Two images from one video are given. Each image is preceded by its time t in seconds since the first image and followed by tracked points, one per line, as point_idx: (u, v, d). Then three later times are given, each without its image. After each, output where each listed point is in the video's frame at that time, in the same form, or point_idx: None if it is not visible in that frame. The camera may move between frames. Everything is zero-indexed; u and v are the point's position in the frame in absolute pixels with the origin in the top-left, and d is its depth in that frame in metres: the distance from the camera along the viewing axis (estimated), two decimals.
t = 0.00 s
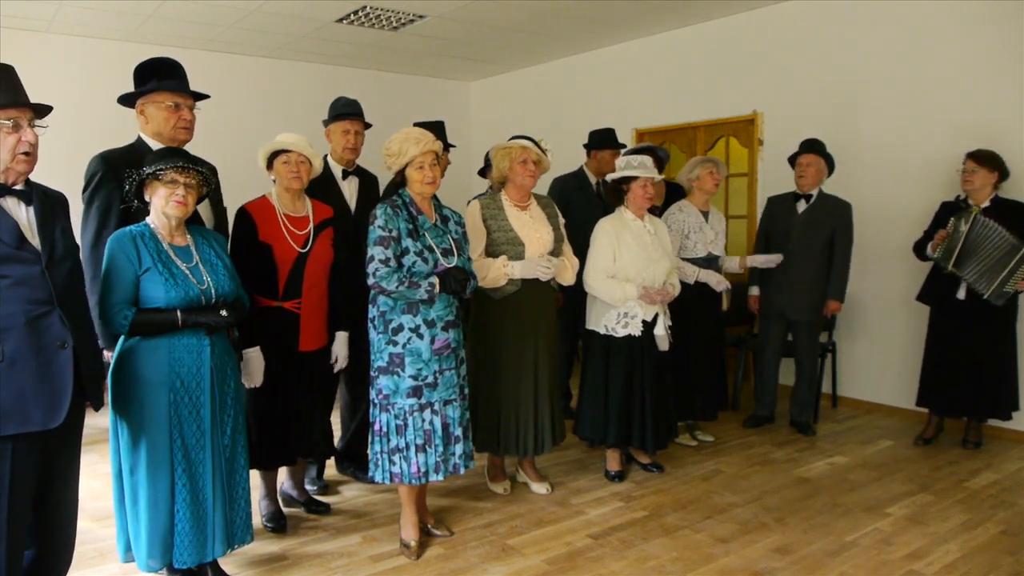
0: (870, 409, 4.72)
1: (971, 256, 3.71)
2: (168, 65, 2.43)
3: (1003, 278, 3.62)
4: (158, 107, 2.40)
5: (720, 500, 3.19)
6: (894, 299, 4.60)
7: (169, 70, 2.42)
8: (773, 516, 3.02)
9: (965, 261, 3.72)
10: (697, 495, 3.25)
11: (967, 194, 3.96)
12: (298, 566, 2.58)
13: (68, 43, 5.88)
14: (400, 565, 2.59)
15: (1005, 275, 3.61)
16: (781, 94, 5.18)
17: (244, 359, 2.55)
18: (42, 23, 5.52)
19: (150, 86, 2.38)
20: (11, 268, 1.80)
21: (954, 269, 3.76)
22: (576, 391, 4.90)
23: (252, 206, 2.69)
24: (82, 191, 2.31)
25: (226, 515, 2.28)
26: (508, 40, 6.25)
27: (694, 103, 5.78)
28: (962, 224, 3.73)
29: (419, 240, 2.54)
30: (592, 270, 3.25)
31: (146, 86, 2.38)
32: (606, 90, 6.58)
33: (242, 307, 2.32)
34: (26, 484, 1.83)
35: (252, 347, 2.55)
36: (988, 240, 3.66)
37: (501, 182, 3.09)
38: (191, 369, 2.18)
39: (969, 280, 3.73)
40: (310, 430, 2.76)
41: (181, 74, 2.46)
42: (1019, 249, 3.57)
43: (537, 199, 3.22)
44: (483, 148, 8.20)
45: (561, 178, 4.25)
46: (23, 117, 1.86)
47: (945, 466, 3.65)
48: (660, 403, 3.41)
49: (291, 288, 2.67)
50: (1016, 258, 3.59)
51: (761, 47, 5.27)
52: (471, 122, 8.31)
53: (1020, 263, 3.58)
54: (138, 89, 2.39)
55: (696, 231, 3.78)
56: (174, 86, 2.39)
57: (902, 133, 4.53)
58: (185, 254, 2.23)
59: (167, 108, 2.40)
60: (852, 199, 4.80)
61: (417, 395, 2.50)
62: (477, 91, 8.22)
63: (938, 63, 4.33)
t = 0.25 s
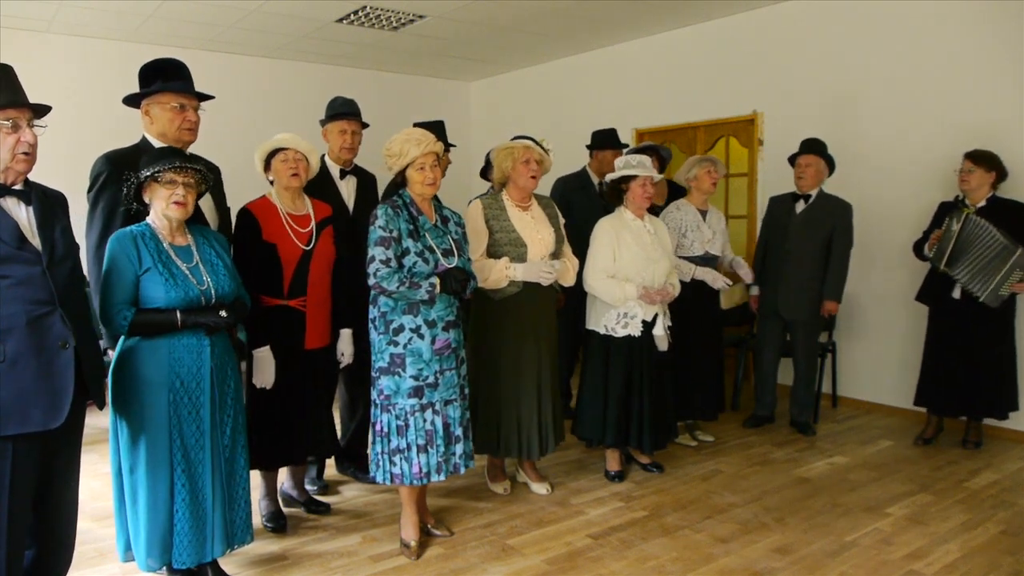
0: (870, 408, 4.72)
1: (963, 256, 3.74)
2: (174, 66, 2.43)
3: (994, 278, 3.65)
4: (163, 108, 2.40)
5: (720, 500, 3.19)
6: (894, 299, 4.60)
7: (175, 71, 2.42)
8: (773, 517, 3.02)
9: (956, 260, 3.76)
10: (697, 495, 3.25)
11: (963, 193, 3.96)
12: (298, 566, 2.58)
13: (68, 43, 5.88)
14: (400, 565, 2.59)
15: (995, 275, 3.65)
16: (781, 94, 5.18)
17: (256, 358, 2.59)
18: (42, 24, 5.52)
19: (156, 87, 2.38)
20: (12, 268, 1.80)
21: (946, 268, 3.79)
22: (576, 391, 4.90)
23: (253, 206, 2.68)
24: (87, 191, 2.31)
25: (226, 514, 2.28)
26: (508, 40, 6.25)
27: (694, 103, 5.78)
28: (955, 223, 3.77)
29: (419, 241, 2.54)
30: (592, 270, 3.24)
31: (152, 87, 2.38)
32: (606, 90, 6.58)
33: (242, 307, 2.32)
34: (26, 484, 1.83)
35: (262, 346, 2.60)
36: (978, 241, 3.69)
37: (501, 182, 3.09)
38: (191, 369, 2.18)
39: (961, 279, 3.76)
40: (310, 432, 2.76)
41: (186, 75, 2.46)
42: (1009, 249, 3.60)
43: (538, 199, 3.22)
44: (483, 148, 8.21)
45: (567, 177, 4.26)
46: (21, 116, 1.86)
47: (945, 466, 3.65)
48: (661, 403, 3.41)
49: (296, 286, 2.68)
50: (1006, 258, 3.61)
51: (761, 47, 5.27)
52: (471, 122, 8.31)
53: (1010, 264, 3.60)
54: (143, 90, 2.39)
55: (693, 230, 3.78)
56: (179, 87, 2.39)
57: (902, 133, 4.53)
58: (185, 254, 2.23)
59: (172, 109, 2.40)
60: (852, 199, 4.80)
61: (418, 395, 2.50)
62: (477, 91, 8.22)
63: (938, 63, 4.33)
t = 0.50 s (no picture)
0: (870, 409, 4.72)
1: (954, 255, 3.75)
2: (179, 67, 2.43)
3: (982, 272, 3.66)
4: (168, 108, 2.39)
5: (720, 500, 3.19)
6: (894, 299, 4.60)
7: (178, 72, 2.42)
8: (773, 516, 3.02)
9: (947, 259, 3.77)
10: (697, 495, 3.25)
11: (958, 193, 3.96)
12: (298, 566, 2.58)
13: (68, 43, 5.88)
14: (401, 565, 2.59)
15: (983, 268, 3.66)
16: (781, 94, 5.18)
17: (265, 355, 2.59)
18: (42, 24, 5.52)
19: (161, 88, 2.38)
20: (13, 268, 1.80)
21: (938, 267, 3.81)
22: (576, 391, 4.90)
23: (255, 205, 2.68)
24: (93, 190, 2.32)
25: (227, 513, 2.28)
26: (508, 40, 6.25)
27: (694, 103, 5.78)
28: (946, 223, 3.79)
29: (420, 240, 2.54)
30: (594, 269, 3.24)
31: (157, 87, 2.38)
32: (606, 90, 6.58)
33: (241, 303, 2.32)
34: (26, 484, 1.83)
35: (271, 344, 2.60)
36: (965, 238, 3.70)
37: (500, 182, 3.09)
38: (190, 367, 2.18)
39: (953, 279, 3.76)
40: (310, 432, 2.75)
41: (190, 75, 2.46)
42: (991, 241, 3.62)
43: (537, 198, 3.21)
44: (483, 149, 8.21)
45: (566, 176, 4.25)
46: (20, 115, 1.86)
47: (945, 466, 3.65)
48: (662, 403, 3.41)
49: (300, 284, 2.67)
50: (992, 250, 3.63)
51: (761, 47, 5.27)
52: (471, 122, 8.31)
53: (995, 255, 3.62)
54: (147, 91, 2.39)
55: (689, 228, 3.78)
56: (183, 87, 2.39)
57: (902, 133, 4.53)
58: (184, 250, 2.23)
59: (177, 110, 2.40)
60: (852, 199, 4.80)
61: (418, 395, 2.50)
62: (477, 91, 8.22)
63: (938, 63, 4.34)
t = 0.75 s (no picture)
0: (870, 409, 4.72)
1: (946, 255, 3.77)
2: (179, 68, 2.43)
3: (970, 269, 3.69)
4: (170, 109, 2.40)
5: (720, 500, 3.19)
6: (894, 299, 4.60)
7: (179, 72, 2.42)
8: (773, 517, 3.02)
9: (939, 260, 3.79)
10: (697, 495, 3.25)
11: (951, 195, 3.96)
12: (298, 566, 2.58)
13: (68, 43, 5.88)
14: (400, 565, 2.59)
15: (973, 266, 3.68)
16: (781, 94, 5.18)
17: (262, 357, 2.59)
18: (42, 24, 5.52)
19: (162, 89, 2.37)
20: (13, 267, 1.80)
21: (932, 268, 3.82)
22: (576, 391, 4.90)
23: (254, 206, 2.68)
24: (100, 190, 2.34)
25: (226, 514, 2.27)
26: (508, 40, 6.25)
27: (694, 103, 5.78)
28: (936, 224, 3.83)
29: (419, 242, 2.54)
30: (595, 269, 3.25)
31: (159, 89, 2.37)
32: (606, 89, 6.58)
33: (238, 304, 2.31)
34: (26, 484, 1.83)
35: (269, 345, 2.60)
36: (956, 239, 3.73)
37: (496, 184, 3.09)
38: (187, 368, 2.18)
39: (947, 279, 3.78)
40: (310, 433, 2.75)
41: (189, 76, 2.46)
42: (980, 237, 3.64)
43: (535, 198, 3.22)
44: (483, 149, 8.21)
45: (556, 180, 4.24)
46: (24, 116, 1.85)
47: (945, 466, 3.65)
48: (663, 403, 3.40)
49: (300, 284, 2.67)
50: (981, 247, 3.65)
51: (761, 47, 5.27)
52: (471, 122, 8.31)
53: (984, 250, 3.63)
54: (149, 93, 2.39)
55: (687, 228, 3.77)
56: (185, 88, 2.39)
57: (902, 133, 4.53)
58: (180, 251, 2.22)
59: (179, 111, 2.40)
60: (852, 200, 4.80)
61: (417, 395, 2.50)
62: (477, 91, 8.22)
63: (938, 63, 4.34)
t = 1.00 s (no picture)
0: (870, 409, 4.72)
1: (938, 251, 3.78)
2: (177, 68, 2.43)
3: (960, 263, 3.70)
4: (170, 110, 2.40)
5: (720, 500, 3.19)
6: (894, 299, 4.60)
7: (178, 73, 2.42)
8: (773, 517, 3.02)
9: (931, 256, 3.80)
10: (697, 495, 3.25)
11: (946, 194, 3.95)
12: (298, 566, 2.58)
13: (69, 43, 5.89)
14: (400, 565, 2.59)
15: (963, 260, 3.68)
16: (781, 94, 5.17)
17: (254, 359, 2.59)
18: (43, 24, 5.52)
19: (162, 90, 2.37)
20: (17, 267, 1.80)
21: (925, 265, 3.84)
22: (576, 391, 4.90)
23: (250, 206, 2.69)
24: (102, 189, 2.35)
25: (222, 515, 2.27)
26: (508, 40, 6.25)
27: (694, 103, 5.78)
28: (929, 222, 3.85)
29: (415, 244, 2.53)
30: (597, 270, 3.25)
31: (160, 90, 2.37)
32: (606, 89, 6.57)
33: (233, 305, 2.31)
34: (29, 484, 1.83)
35: (260, 348, 2.59)
36: (948, 236, 3.73)
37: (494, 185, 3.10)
38: (182, 369, 2.18)
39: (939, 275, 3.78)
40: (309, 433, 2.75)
41: (189, 76, 2.47)
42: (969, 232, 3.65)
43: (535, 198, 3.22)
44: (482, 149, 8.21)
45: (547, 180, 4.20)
46: (28, 118, 1.85)
47: (945, 466, 3.64)
48: (664, 404, 3.39)
49: (296, 285, 2.67)
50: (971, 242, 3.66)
51: (761, 47, 5.26)
52: (471, 122, 8.31)
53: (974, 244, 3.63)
54: (150, 93, 2.38)
55: (686, 228, 3.76)
56: (186, 89, 2.39)
57: (902, 133, 4.52)
58: (176, 251, 2.23)
59: (180, 112, 2.41)
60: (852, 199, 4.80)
61: (415, 397, 2.50)
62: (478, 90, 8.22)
63: (938, 63, 4.33)
